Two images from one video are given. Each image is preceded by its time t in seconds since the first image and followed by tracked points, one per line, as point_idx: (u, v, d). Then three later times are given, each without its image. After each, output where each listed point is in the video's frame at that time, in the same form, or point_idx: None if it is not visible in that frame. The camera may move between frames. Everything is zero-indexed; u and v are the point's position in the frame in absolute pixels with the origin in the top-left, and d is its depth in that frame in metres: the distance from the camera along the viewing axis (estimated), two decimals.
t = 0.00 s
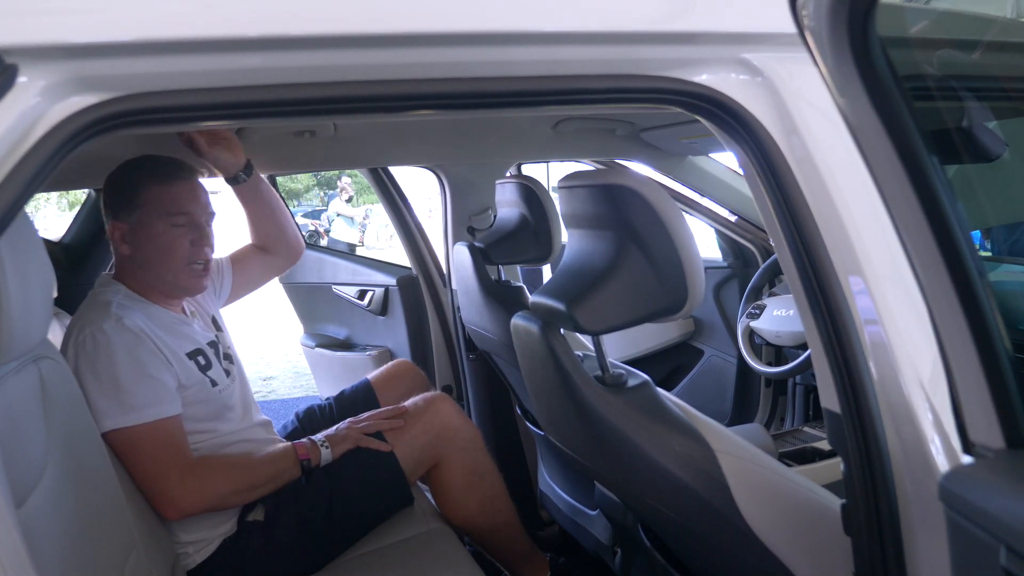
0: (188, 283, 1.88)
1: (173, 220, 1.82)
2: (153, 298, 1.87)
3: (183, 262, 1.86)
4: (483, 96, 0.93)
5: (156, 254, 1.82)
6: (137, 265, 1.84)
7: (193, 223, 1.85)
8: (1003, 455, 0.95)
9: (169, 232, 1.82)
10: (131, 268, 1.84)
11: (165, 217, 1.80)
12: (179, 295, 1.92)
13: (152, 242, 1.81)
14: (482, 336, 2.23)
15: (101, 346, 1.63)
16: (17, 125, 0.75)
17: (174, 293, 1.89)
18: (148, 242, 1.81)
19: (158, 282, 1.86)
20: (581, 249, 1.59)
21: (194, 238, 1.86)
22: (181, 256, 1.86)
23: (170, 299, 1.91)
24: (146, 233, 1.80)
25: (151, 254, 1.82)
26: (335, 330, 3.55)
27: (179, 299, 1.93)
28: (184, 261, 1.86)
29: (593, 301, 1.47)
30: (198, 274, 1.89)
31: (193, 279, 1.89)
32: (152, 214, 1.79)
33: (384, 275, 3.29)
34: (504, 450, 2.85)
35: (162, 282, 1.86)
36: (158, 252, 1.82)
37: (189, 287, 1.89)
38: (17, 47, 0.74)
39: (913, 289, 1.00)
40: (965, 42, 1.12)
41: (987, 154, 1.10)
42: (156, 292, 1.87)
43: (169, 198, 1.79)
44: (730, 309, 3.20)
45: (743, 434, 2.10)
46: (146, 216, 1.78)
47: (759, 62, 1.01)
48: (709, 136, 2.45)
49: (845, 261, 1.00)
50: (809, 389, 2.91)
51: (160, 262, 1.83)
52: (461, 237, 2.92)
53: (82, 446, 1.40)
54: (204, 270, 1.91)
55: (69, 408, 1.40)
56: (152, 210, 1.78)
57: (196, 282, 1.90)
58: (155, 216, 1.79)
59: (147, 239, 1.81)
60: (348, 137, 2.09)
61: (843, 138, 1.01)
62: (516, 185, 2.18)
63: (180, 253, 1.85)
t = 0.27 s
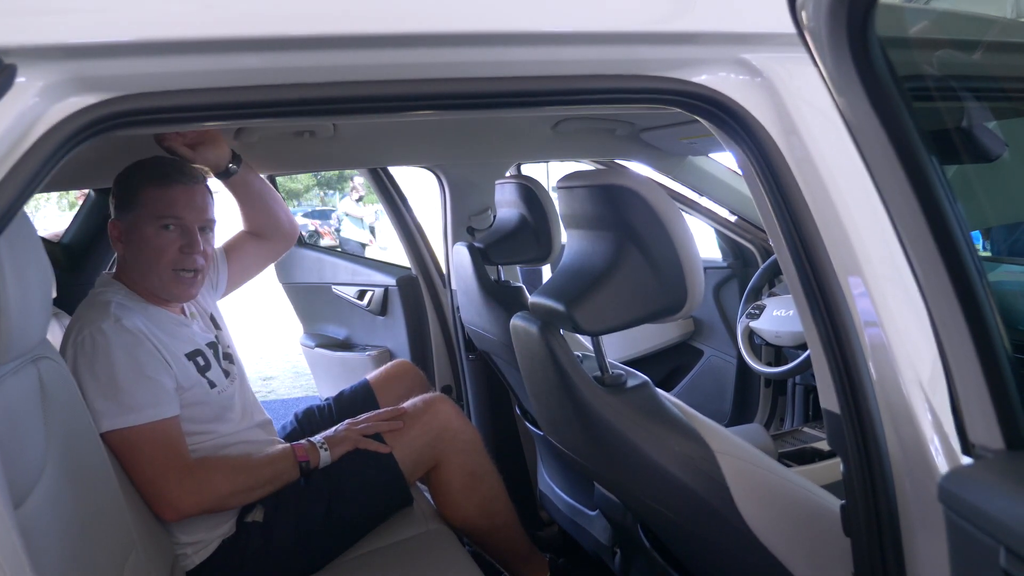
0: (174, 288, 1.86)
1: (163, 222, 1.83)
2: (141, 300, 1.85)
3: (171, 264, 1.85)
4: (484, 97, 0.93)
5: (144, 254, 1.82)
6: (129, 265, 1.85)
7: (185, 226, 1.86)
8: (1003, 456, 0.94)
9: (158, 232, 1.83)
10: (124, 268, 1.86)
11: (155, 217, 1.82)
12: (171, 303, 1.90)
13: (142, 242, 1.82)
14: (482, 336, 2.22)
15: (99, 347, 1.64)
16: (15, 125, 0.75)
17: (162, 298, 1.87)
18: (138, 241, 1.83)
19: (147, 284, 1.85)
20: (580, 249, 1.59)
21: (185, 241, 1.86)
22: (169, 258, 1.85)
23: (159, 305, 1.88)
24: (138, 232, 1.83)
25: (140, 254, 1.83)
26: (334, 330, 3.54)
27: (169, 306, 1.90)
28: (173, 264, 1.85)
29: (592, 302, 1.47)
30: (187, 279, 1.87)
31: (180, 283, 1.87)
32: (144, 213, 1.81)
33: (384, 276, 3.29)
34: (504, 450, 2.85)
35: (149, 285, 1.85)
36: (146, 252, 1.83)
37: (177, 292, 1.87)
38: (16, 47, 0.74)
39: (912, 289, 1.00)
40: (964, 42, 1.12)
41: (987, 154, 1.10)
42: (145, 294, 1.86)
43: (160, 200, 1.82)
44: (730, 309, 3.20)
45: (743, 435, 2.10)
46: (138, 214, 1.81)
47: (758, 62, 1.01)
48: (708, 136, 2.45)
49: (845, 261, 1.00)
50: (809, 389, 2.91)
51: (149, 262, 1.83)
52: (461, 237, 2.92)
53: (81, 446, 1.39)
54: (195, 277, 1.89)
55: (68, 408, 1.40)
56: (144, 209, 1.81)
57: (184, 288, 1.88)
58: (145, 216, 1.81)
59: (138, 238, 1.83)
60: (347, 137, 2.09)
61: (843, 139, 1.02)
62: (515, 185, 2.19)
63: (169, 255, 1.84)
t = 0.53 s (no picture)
0: (174, 288, 1.87)
1: (162, 223, 1.83)
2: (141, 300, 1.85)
3: (170, 265, 1.85)
4: (484, 97, 0.93)
5: (143, 255, 1.82)
6: (128, 266, 1.85)
7: (184, 226, 1.86)
8: (1002, 457, 0.94)
9: (157, 233, 1.83)
10: (123, 269, 1.85)
11: (154, 218, 1.81)
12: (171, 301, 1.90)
13: (141, 242, 1.82)
14: (481, 336, 2.22)
15: (98, 348, 1.63)
16: (14, 126, 0.75)
17: (162, 298, 1.87)
18: (137, 242, 1.82)
19: (146, 285, 1.85)
20: (580, 249, 1.59)
21: (184, 242, 1.86)
22: (168, 259, 1.85)
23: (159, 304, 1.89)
24: (137, 232, 1.82)
25: (139, 254, 1.82)
26: (334, 330, 3.54)
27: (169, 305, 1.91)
28: (172, 264, 1.85)
29: (591, 302, 1.47)
30: (186, 279, 1.88)
31: (180, 283, 1.87)
32: (143, 213, 1.81)
33: (384, 276, 3.29)
34: (503, 450, 2.85)
35: (149, 285, 1.85)
36: (145, 252, 1.82)
37: (177, 292, 1.87)
38: (14, 48, 0.74)
39: (911, 290, 1.00)
40: (964, 42, 1.12)
41: (986, 154, 1.10)
42: (145, 294, 1.86)
43: (159, 200, 1.81)
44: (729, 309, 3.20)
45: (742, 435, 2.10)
46: (137, 215, 1.80)
47: (758, 63, 1.01)
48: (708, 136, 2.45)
49: (844, 262, 1.00)
50: (809, 389, 2.91)
51: (148, 263, 1.83)
52: (461, 237, 2.91)
53: (80, 447, 1.39)
54: (194, 276, 1.89)
55: (67, 409, 1.40)
56: (143, 210, 1.81)
57: (183, 288, 1.88)
58: (144, 216, 1.81)
59: (137, 239, 1.82)
60: (346, 137, 2.09)
61: (842, 140, 1.02)
62: (515, 185, 2.19)
63: (168, 256, 1.84)
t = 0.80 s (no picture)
0: (174, 287, 1.87)
1: (161, 223, 1.83)
2: (141, 299, 1.85)
3: (170, 265, 1.85)
4: (485, 97, 0.93)
5: (143, 255, 1.82)
6: (127, 266, 1.85)
7: (183, 226, 1.86)
8: (1002, 456, 0.94)
9: (157, 233, 1.83)
10: (122, 268, 1.85)
11: (153, 218, 1.81)
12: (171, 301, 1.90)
13: (140, 243, 1.82)
14: (481, 335, 2.22)
15: (99, 348, 1.63)
16: (14, 125, 0.74)
17: (162, 297, 1.88)
18: (137, 242, 1.82)
19: (146, 284, 1.85)
20: (580, 249, 1.59)
21: (184, 242, 1.86)
22: (168, 259, 1.85)
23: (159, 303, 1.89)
24: (136, 232, 1.82)
25: (139, 254, 1.82)
26: (334, 330, 3.55)
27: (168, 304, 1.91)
28: (172, 263, 1.85)
29: (591, 302, 1.47)
30: (186, 278, 1.88)
31: (180, 282, 1.87)
32: (142, 213, 1.81)
33: (383, 275, 3.30)
34: (503, 450, 2.85)
35: (149, 285, 1.85)
36: (144, 253, 1.83)
37: (177, 291, 1.88)
38: (14, 47, 0.74)
39: (911, 289, 1.00)
40: (964, 41, 1.12)
41: (986, 154, 1.10)
42: (145, 293, 1.86)
43: (158, 200, 1.81)
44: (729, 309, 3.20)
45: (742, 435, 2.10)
46: (136, 215, 1.80)
47: (758, 62, 1.01)
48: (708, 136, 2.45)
49: (844, 262, 1.00)
50: (809, 389, 2.91)
51: (147, 263, 1.83)
52: (461, 237, 2.91)
53: (80, 446, 1.39)
54: (194, 275, 1.90)
55: (67, 408, 1.40)
56: (142, 210, 1.80)
57: (183, 287, 1.88)
58: (144, 216, 1.81)
59: (136, 239, 1.82)
60: (346, 137, 2.09)
61: (842, 139, 1.02)
62: (515, 185, 2.19)
63: (168, 255, 1.84)
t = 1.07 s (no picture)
0: (173, 289, 1.87)
1: (153, 226, 1.80)
2: (141, 302, 1.86)
3: (166, 267, 1.84)
4: (485, 96, 0.93)
5: (138, 260, 1.81)
6: (125, 270, 1.84)
7: (176, 227, 1.83)
8: (1003, 456, 0.94)
9: (150, 237, 1.81)
10: (121, 273, 1.85)
11: (144, 223, 1.79)
12: (171, 301, 1.90)
13: (134, 248, 1.81)
14: (481, 335, 2.22)
15: (98, 354, 1.63)
16: (16, 124, 0.74)
17: (162, 298, 1.88)
18: (131, 247, 1.81)
19: (145, 287, 1.85)
20: (580, 249, 1.59)
21: (178, 243, 1.85)
22: (164, 261, 1.83)
23: (160, 304, 1.90)
24: (129, 238, 1.80)
25: (134, 259, 1.81)
26: (334, 330, 3.55)
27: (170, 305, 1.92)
28: (167, 265, 1.84)
29: (592, 302, 1.47)
30: (183, 278, 1.87)
31: (177, 283, 1.87)
32: (133, 219, 1.78)
33: (383, 276, 3.32)
34: (503, 449, 2.85)
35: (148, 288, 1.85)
36: (140, 257, 1.81)
37: (175, 292, 1.87)
38: (15, 47, 0.74)
39: (911, 288, 1.00)
40: (963, 41, 1.12)
41: (987, 154, 1.10)
42: (145, 295, 1.86)
43: (147, 204, 1.78)
44: (729, 309, 3.20)
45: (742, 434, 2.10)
46: (128, 221, 1.78)
47: (758, 62, 1.01)
48: (709, 136, 2.45)
49: (844, 262, 1.00)
50: (809, 389, 2.91)
51: (143, 267, 1.82)
52: (461, 237, 2.91)
53: (81, 447, 1.39)
54: (191, 274, 1.89)
55: (68, 408, 1.40)
56: (132, 215, 1.78)
57: (182, 287, 1.88)
58: (135, 220, 1.79)
59: (130, 245, 1.81)
60: (347, 136, 2.09)
61: (842, 139, 1.02)
62: (514, 185, 2.19)
63: (162, 259, 1.83)
